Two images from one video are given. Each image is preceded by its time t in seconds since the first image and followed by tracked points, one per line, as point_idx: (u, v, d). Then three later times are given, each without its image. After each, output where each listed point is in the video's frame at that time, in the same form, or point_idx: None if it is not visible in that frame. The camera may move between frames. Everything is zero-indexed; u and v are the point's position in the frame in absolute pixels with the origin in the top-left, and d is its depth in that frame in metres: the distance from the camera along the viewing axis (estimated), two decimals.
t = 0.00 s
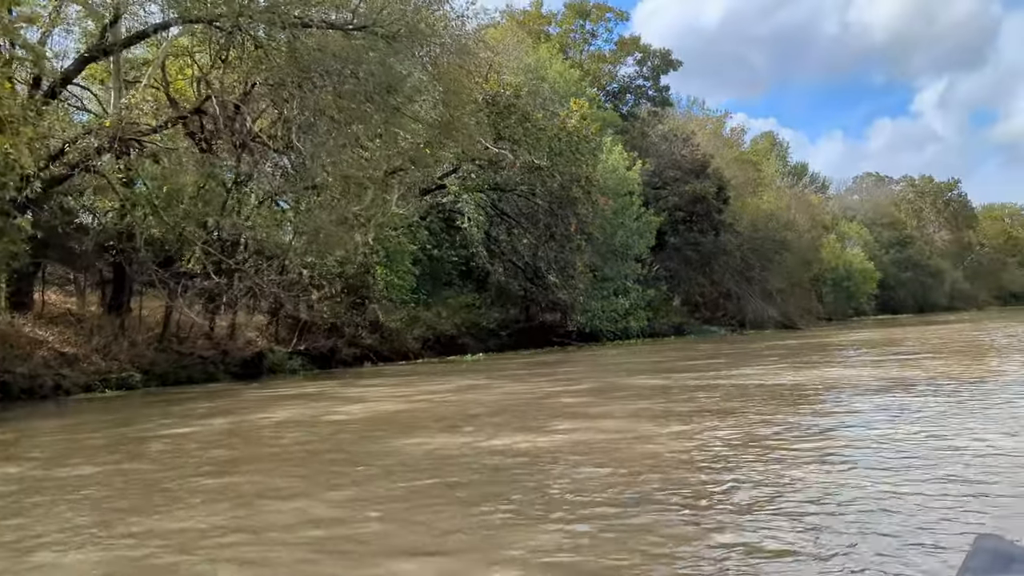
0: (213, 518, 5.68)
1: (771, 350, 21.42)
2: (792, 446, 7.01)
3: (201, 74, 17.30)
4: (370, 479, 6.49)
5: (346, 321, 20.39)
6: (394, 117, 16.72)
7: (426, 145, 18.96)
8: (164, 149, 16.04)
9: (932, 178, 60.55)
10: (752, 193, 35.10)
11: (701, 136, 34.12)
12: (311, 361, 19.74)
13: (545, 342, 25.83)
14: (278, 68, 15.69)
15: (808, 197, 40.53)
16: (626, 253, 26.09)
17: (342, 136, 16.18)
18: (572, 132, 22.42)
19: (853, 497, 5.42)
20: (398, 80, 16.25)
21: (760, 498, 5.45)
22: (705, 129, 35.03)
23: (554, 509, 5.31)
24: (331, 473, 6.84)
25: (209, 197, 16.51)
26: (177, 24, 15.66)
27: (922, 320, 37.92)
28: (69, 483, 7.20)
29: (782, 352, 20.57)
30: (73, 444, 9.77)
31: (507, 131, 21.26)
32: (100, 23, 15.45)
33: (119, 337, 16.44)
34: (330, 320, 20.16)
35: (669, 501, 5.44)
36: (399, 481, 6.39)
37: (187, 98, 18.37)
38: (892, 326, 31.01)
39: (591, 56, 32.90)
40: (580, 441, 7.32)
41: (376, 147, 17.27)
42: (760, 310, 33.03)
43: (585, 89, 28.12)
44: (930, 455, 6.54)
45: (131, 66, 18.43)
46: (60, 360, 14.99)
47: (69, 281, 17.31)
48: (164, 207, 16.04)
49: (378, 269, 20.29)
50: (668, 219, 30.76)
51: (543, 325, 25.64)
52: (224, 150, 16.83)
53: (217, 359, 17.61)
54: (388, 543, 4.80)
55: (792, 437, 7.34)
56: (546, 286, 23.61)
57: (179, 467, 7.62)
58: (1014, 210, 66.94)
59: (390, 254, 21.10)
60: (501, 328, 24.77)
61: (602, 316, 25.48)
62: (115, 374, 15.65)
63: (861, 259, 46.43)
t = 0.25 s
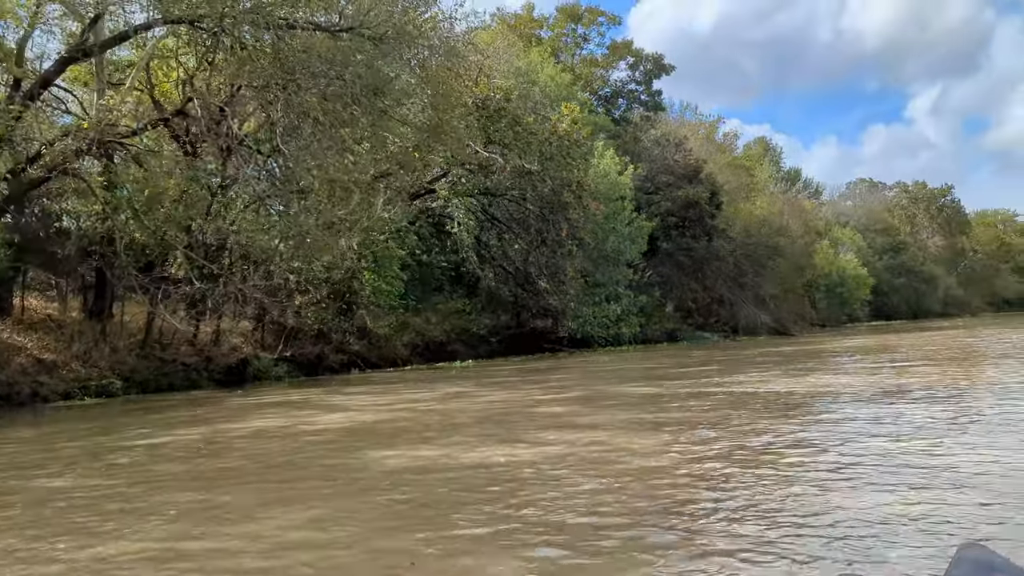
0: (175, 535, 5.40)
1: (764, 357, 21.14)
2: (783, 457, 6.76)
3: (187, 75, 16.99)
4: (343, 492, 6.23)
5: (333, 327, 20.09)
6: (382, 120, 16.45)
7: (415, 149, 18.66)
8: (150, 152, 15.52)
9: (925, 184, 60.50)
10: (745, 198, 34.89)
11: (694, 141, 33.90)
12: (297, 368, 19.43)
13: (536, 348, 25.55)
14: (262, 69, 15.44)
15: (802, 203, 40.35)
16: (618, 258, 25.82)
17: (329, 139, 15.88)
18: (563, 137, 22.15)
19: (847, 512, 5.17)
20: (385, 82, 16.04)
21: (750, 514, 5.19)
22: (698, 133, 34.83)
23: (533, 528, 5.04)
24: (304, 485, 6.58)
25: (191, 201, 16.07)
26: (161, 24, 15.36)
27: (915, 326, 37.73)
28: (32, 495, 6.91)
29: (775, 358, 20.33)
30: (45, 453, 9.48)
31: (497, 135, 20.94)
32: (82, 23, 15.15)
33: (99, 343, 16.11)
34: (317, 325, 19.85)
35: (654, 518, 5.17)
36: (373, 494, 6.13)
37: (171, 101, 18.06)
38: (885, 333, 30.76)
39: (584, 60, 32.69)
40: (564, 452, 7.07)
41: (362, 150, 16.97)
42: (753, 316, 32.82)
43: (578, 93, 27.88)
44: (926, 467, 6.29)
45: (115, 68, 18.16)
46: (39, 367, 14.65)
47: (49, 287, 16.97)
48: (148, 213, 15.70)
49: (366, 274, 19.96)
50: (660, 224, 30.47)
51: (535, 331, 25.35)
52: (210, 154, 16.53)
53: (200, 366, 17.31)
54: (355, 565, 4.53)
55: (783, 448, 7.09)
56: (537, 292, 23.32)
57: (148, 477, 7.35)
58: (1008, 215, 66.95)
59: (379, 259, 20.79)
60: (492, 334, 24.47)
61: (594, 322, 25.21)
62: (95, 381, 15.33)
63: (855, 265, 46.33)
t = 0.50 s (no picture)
0: (141, 552, 5.16)
1: (758, 363, 20.93)
2: (778, 468, 6.53)
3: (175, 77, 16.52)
4: (319, 505, 5.98)
5: (322, 333, 19.80)
6: (370, 123, 16.19)
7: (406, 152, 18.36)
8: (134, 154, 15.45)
9: (919, 189, 60.47)
10: (739, 203, 34.72)
11: (688, 145, 33.73)
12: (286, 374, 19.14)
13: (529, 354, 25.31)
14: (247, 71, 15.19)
15: (796, 208, 40.20)
16: (611, 263, 25.58)
17: (314, 141, 15.89)
18: (555, 140, 21.91)
19: (841, 529, 4.95)
20: (372, 83, 15.71)
21: (743, 531, 4.96)
22: (691, 137, 34.66)
23: (515, 547, 4.80)
24: (281, 497, 6.32)
25: (178, 203, 15.48)
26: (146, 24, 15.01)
27: (909, 331, 37.59)
28: None
29: (768, 364, 20.13)
30: (20, 462, 9.22)
31: (489, 138, 20.57)
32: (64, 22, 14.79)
33: (82, 349, 15.81)
34: (306, 331, 19.56)
35: (642, 536, 4.94)
36: (351, 508, 5.89)
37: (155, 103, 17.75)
38: (880, 339, 30.57)
39: (577, 63, 32.51)
40: (550, 465, 6.83)
41: (350, 153, 16.68)
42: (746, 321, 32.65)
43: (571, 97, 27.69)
44: (926, 480, 6.06)
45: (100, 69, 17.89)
46: (20, 373, 14.49)
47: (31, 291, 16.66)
48: (130, 217, 15.21)
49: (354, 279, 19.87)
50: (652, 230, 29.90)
51: (527, 337, 25.06)
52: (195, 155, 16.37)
53: (186, 372, 17.03)
54: None
55: (778, 459, 6.85)
56: (529, 297, 23.09)
57: (122, 487, 7.10)
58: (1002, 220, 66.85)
59: (368, 263, 20.54)
60: (484, 339, 24.20)
61: (587, 328, 24.98)
62: (78, 388, 15.09)
63: (849, 270, 46.26)
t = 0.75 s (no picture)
0: (93, 569, 4.84)
1: (750, 371, 20.64)
2: (771, 482, 6.23)
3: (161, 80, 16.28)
4: (287, 520, 5.67)
5: (309, 339, 19.53)
6: (358, 127, 15.70)
7: (394, 157, 17.99)
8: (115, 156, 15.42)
9: (912, 195, 60.39)
10: (732, 208, 34.50)
11: (680, 150, 33.50)
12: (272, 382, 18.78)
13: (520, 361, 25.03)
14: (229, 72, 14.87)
15: (789, 213, 40.01)
16: (602, 268, 25.27)
17: (300, 145, 15.35)
18: (546, 144, 21.62)
19: (837, 546, 4.66)
20: (359, 86, 15.15)
21: (733, 549, 4.65)
22: (684, 142, 34.43)
23: (489, 566, 4.49)
24: (249, 511, 6.01)
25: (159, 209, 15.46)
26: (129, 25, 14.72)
27: (902, 338, 37.41)
28: None
29: (761, 371, 19.85)
30: None
31: (479, 143, 20.36)
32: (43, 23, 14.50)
33: (61, 356, 15.51)
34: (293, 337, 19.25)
35: (625, 554, 4.63)
36: (321, 523, 5.58)
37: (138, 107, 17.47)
38: (873, 346, 30.33)
39: (569, 67, 32.29)
40: (533, 478, 6.52)
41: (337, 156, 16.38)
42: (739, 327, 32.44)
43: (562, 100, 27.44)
44: (925, 494, 5.77)
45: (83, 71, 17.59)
46: None
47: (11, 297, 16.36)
48: (111, 221, 15.13)
49: (342, 284, 19.64)
50: (646, 234, 29.91)
51: (519, 343, 24.81)
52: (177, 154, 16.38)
53: (169, 380, 16.67)
54: None
55: (770, 472, 6.56)
56: (520, 303, 22.84)
57: (85, 499, 6.79)
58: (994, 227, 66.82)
59: (356, 269, 20.23)
60: (474, 346, 23.85)
61: (578, 334, 24.70)
62: (55, 397, 14.72)
63: (842, 276, 46.10)
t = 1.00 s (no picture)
0: None
1: (744, 376, 20.44)
2: (765, 494, 6.00)
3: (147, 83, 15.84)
4: (258, 536, 5.42)
5: (296, 345, 19.18)
6: (345, 129, 15.43)
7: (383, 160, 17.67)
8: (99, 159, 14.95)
9: (905, 200, 60.37)
10: (725, 213, 34.34)
11: (673, 154, 33.31)
12: (258, 388, 18.54)
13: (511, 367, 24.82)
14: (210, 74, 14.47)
15: (782, 218, 39.85)
16: (594, 273, 25.02)
17: (286, 148, 15.13)
18: (537, 148, 21.31)
19: (834, 563, 4.44)
20: (348, 87, 14.86)
21: (722, 567, 4.42)
22: (677, 146, 34.25)
23: None
24: (219, 526, 5.76)
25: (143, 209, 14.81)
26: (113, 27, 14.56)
27: (896, 344, 37.26)
28: None
29: (755, 378, 19.63)
30: None
31: (469, 146, 20.14)
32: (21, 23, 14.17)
33: (42, 362, 15.23)
34: (280, 342, 18.97)
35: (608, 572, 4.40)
36: (293, 539, 5.33)
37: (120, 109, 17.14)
38: (866, 351, 30.19)
39: (561, 71, 32.10)
40: (517, 491, 6.28)
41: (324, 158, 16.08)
42: (732, 333, 32.35)
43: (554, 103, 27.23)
44: (921, 507, 5.54)
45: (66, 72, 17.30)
46: None
47: None
48: (92, 224, 14.57)
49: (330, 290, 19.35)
50: (639, 238, 29.62)
51: (509, 349, 24.63)
52: (163, 158, 15.71)
53: (151, 386, 16.52)
54: None
55: (761, 484, 6.34)
56: (511, 308, 22.65)
57: (53, 511, 6.54)
58: (988, 232, 66.80)
59: (343, 274, 19.88)
60: (465, 351, 23.66)
61: (570, 340, 24.48)
62: (36, 403, 14.64)
63: (835, 281, 45.97)
